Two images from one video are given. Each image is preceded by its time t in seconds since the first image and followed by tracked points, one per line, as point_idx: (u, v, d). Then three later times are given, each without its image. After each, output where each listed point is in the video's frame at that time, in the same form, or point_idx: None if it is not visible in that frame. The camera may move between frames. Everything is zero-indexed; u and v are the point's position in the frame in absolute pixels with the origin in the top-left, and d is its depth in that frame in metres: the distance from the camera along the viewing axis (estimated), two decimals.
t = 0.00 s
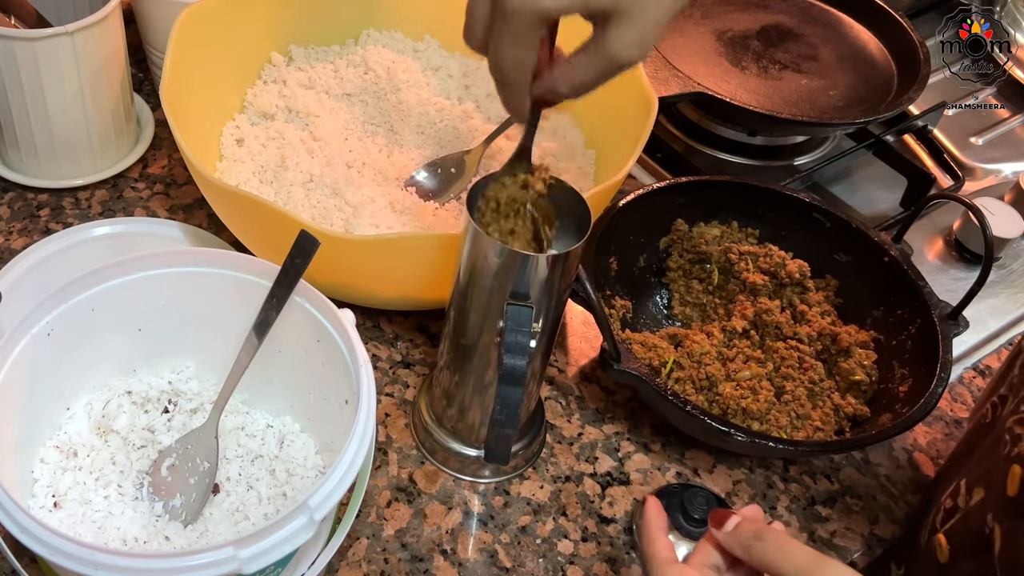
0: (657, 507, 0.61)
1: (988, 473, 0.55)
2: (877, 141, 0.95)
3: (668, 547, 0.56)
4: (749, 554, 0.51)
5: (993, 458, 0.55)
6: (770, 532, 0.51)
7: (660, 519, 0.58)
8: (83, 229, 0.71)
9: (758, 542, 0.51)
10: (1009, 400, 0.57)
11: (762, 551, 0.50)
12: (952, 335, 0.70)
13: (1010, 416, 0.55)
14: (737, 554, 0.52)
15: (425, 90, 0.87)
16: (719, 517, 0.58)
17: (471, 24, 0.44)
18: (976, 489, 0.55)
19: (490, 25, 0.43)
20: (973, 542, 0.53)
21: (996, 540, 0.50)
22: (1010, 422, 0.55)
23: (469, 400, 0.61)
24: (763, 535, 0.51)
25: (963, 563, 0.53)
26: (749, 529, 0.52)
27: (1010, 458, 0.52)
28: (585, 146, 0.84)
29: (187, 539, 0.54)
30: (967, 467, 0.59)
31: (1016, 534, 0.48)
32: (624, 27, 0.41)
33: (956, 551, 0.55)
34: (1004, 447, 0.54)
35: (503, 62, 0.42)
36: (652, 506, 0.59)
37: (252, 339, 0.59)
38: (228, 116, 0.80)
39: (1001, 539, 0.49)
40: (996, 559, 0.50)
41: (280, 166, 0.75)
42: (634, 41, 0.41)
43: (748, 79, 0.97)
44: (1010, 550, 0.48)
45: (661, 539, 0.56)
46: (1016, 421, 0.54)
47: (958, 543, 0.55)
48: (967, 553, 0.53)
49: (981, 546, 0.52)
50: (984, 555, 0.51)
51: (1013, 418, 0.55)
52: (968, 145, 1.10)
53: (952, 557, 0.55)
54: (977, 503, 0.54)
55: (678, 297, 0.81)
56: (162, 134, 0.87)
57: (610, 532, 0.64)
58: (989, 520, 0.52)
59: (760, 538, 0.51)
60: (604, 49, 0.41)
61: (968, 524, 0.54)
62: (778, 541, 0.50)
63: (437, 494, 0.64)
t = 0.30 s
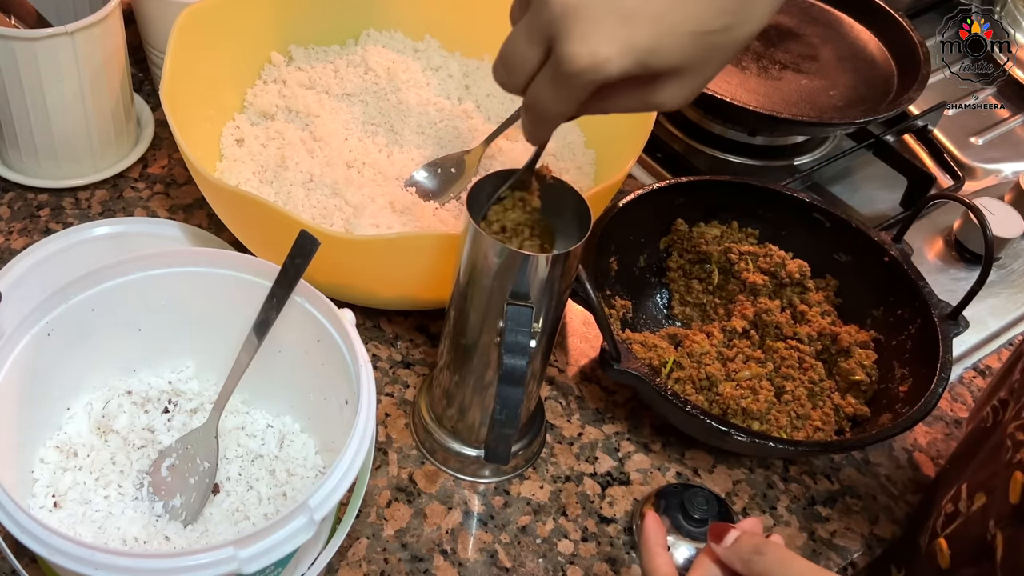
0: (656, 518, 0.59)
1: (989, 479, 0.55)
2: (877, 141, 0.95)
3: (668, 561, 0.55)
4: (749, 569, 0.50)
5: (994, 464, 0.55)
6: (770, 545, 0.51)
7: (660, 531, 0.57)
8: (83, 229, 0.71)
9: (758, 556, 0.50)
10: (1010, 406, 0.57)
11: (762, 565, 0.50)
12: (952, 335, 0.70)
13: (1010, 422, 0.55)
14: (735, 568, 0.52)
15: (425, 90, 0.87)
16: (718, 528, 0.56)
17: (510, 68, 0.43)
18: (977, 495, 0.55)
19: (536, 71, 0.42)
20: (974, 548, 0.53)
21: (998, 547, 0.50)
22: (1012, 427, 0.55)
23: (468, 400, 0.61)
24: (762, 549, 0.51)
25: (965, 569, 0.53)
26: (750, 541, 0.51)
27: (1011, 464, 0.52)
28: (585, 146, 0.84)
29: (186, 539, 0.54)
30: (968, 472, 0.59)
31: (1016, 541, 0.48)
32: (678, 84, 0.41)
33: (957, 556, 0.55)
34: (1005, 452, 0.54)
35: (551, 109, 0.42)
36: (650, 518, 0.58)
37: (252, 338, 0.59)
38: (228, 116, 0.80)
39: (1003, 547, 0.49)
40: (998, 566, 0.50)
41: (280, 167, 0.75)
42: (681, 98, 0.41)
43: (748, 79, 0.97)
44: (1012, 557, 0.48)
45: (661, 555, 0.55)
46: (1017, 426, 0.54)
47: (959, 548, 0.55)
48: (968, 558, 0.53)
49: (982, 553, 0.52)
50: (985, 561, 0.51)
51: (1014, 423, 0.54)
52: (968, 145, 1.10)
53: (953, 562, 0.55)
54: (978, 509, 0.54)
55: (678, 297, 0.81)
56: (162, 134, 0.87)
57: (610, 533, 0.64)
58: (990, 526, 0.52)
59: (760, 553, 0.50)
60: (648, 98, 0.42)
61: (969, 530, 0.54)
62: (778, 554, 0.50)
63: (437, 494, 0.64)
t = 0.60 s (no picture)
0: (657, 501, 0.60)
1: (988, 475, 0.55)
2: (877, 141, 0.95)
3: (668, 542, 0.55)
4: (749, 550, 0.51)
5: (993, 460, 0.55)
6: (771, 528, 0.51)
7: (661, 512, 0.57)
8: (83, 229, 0.71)
9: (759, 538, 0.51)
10: (1009, 402, 0.57)
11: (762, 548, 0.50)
12: (952, 335, 0.70)
13: (1010, 417, 0.55)
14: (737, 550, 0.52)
15: (425, 90, 0.87)
16: (720, 511, 0.56)
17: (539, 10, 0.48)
18: (976, 491, 0.55)
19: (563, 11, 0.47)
20: (973, 543, 0.53)
21: (996, 542, 0.50)
22: (1011, 422, 0.55)
23: (468, 401, 0.61)
24: (763, 531, 0.51)
25: (963, 564, 0.53)
26: (749, 526, 0.52)
27: (1010, 459, 0.52)
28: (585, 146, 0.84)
29: (186, 539, 0.54)
30: (967, 467, 0.59)
31: (1014, 535, 0.48)
32: (698, 32, 0.46)
33: (955, 552, 0.55)
34: (1004, 448, 0.54)
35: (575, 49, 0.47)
36: (651, 501, 0.58)
37: (252, 338, 0.59)
38: (228, 115, 0.80)
39: (1002, 541, 0.49)
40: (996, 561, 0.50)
41: (280, 166, 0.75)
42: (700, 45, 0.46)
43: (748, 79, 0.97)
44: (1010, 553, 0.48)
45: (661, 535, 0.55)
46: (1016, 422, 0.54)
47: (957, 544, 0.55)
48: (966, 553, 0.53)
49: (980, 548, 0.52)
50: (982, 557, 0.51)
51: (1014, 419, 0.55)
52: (968, 146, 1.10)
53: (952, 557, 0.55)
54: (977, 504, 0.54)
55: (678, 297, 0.81)
56: (162, 135, 0.87)
57: (610, 532, 0.64)
58: (989, 521, 0.52)
59: (760, 534, 0.51)
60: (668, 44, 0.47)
61: (968, 525, 0.54)
62: (778, 537, 0.50)
63: (437, 494, 0.64)
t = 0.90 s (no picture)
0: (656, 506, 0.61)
1: (984, 475, 0.55)
2: (877, 141, 0.95)
3: (663, 547, 0.55)
4: (742, 556, 0.51)
5: (990, 459, 0.55)
6: (764, 533, 0.51)
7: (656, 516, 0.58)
8: (83, 229, 0.71)
9: (751, 544, 0.51)
10: (1006, 402, 0.57)
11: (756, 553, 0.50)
12: (952, 336, 0.70)
13: (1007, 417, 0.55)
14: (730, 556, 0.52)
15: (425, 90, 0.87)
16: (714, 516, 0.57)
17: None
18: (973, 490, 0.55)
19: None
20: (970, 542, 0.53)
21: (993, 541, 0.50)
22: (1009, 421, 0.55)
23: (468, 401, 0.61)
24: (756, 536, 0.51)
25: (959, 563, 0.53)
26: (742, 532, 0.52)
27: (1008, 459, 0.52)
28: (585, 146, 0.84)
29: (186, 539, 0.54)
30: (963, 467, 0.59)
31: (1010, 534, 0.48)
32: None
33: (950, 552, 0.55)
34: (1002, 447, 0.54)
35: None
36: (645, 506, 0.58)
37: (252, 338, 0.59)
38: (228, 116, 0.80)
39: (998, 540, 0.49)
40: (992, 561, 0.50)
41: (280, 167, 0.75)
42: None
43: (748, 79, 0.97)
44: (1006, 551, 0.48)
45: (656, 541, 0.56)
46: (1014, 421, 0.54)
47: (953, 543, 0.55)
48: (962, 553, 0.53)
49: (976, 547, 0.52)
50: (978, 557, 0.51)
51: (1011, 419, 0.55)
52: (968, 145, 1.10)
53: (948, 556, 0.55)
54: (973, 504, 0.54)
55: (678, 297, 0.81)
56: (162, 134, 0.87)
57: (610, 533, 0.64)
58: (985, 520, 0.52)
59: (754, 540, 0.51)
60: None
61: (964, 525, 0.54)
62: (772, 541, 0.50)
63: (437, 494, 0.64)
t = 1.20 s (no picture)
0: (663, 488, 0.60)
1: (981, 467, 0.55)
2: (877, 141, 0.95)
3: (665, 520, 0.54)
4: (743, 532, 0.50)
5: (987, 451, 0.55)
6: (765, 510, 0.51)
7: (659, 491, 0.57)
8: (83, 229, 0.71)
9: (752, 520, 0.50)
10: (1003, 395, 0.57)
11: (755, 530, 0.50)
12: (952, 335, 0.70)
13: (1004, 409, 0.55)
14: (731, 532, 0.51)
15: (425, 90, 0.87)
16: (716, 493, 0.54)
17: None
18: (969, 483, 0.55)
19: None
20: (965, 534, 0.53)
21: (988, 532, 0.50)
22: (1005, 415, 0.55)
23: (468, 401, 0.61)
24: (757, 514, 0.50)
25: (953, 556, 0.53)
26: (743, 509, 0.51)
27: (1004, 450, 0.52)
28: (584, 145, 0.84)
29: (186, 539, 0.54)
30: (961, 461, 0.59)
31: (1005, 524, 0.48)
32: None
33: (946, 544, 0.55)
34: (998, 440, 0.54)
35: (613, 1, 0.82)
36: (650, 480, 0.57)
37: (252, 339, 0.59)
38: (228, 115, 0.80)
39: (993, 531, 0.49)
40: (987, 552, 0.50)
41: (280, 166, 0.75)
42: None
43: (748, 79, 0.97)
44: (1000, 542, 0.48)
45: (657, 513, 0.55)
46: (1010, 415, 0.54)
47: (949, 536, 0.55)
48: (957, 546, 0.53)
49: (971, 539, 0.52)
50: (973, 549, 0.51)
51: (1008, 411, 0.55)
52: (968, 146, 1.10)
53: (943, 550, 0.55)
54: (969, 496, 0.54)
55: (678, 297, 0.81)
56: (162, 135, 0.87)
57: (610, 532, 0.64)
58: (980, 512, 0.52)
59: (754, 517, 0.50)
60: None
61: (960, 518, 0.54)
62: (772, 518, 0.50)
63: (437, 494, 0.64)
